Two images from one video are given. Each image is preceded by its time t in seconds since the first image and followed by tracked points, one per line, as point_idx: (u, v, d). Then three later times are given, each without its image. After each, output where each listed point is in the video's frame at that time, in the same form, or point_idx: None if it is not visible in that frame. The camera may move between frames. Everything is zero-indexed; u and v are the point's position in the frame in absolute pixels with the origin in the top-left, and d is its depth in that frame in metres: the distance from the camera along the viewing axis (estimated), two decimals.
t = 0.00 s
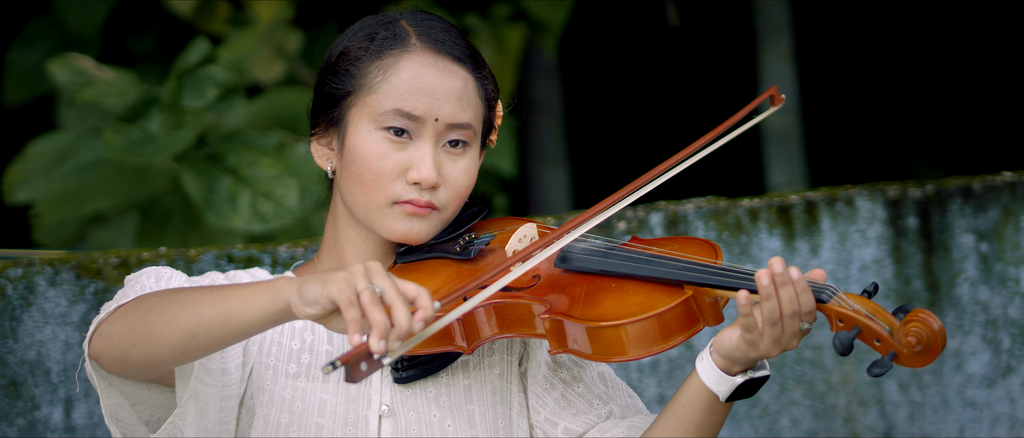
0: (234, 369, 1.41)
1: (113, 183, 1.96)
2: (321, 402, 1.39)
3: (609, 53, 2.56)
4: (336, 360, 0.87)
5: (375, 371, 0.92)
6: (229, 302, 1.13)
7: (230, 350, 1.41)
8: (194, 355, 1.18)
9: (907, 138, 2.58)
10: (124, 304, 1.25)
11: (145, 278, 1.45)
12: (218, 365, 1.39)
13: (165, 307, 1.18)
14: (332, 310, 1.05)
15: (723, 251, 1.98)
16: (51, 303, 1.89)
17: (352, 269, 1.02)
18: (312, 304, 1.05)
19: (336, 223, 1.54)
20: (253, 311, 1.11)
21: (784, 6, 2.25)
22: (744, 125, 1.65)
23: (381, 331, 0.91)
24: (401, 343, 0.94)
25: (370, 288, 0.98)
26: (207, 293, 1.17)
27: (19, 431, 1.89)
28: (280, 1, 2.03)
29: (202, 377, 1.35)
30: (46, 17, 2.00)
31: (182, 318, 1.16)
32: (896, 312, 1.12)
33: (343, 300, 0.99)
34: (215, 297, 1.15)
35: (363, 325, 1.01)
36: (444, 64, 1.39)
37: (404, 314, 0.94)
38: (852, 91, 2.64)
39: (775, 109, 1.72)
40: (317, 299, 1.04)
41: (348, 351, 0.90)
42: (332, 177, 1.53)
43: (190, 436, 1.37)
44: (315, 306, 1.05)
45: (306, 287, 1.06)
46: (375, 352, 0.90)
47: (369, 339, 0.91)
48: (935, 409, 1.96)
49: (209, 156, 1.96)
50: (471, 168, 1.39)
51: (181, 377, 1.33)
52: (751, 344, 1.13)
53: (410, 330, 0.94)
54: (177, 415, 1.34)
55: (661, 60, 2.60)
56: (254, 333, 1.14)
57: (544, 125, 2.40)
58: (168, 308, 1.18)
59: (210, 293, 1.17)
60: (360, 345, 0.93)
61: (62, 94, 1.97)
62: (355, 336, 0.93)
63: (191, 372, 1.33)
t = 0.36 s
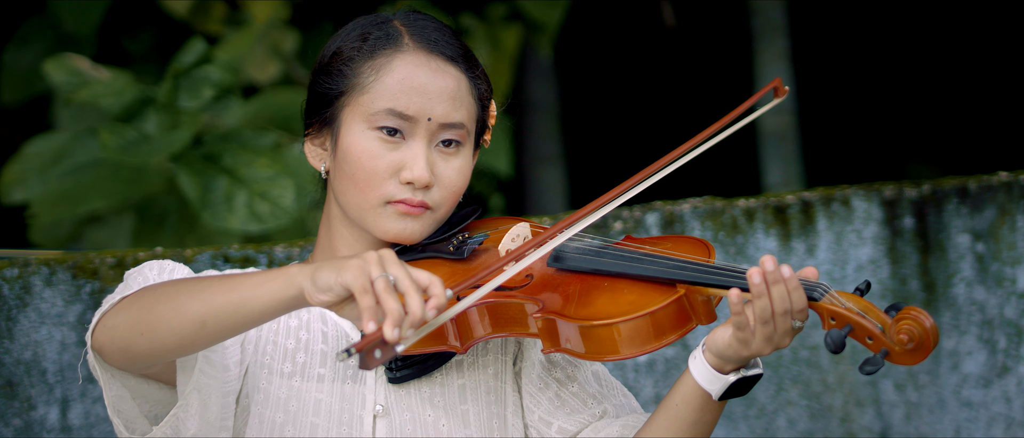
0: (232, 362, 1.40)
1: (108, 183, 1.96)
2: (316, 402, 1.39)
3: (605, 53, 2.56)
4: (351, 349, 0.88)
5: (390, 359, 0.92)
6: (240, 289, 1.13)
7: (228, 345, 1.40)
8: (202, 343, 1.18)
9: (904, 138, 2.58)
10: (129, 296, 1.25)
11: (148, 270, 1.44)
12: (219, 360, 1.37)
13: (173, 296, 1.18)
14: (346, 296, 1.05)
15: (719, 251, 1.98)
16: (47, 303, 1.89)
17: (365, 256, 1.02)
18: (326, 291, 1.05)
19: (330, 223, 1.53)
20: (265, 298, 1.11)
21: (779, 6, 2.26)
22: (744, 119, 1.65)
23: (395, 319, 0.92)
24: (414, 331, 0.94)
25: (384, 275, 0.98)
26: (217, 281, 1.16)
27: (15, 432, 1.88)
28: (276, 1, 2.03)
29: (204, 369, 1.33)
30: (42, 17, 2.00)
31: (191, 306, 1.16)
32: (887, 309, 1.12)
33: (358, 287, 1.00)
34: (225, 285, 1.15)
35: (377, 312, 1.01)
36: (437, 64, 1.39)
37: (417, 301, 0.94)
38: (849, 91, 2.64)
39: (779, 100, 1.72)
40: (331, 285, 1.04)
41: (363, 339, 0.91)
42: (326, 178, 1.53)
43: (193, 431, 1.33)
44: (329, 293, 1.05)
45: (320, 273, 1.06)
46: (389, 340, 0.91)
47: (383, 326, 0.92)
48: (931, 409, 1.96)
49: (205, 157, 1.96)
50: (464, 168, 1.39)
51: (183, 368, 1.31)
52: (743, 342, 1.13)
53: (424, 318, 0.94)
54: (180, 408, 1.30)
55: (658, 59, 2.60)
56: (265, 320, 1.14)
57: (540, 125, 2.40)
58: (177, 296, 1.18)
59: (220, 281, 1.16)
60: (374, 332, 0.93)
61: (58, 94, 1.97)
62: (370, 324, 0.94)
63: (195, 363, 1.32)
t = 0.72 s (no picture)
0: (228, 353, 1.38)
1: (101, 185, 1.95)
2: (306, 403, 1.38)
3: (599, 54, 2.56)
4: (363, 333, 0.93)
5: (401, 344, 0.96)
6: (248, 275, 1.13)
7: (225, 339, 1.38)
8: (208, 330, 1.17)
9: (897, 139, 2.58)
10: (131, 285, 1.24)
11: (149, 261, 1.42)
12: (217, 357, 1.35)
13: (177, 282, 1.18)
14: (356, 283, 1.06)
15: (711, 252, 1.98)
16: (38, 305, 1.89)
17: (377, 243, 1.04)
18: (336, 276, 1.06)
19: (320, 226, 1.53)
20: (274, 283, 1.12)
21: (771, 8, 2.26)
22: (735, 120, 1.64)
23: (406, 306, 0.95)
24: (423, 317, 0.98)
25: (396, 262, 1.01)
26: (223, 268, 1.17)
27: (7, 433, 1.88)
28: (268, 3, 2.03)
29: (204, 360, 1.33)
30: (34, 19, 2.00)
31: (197, 291, 1.15)
32: (875, 310, 1.12)
33: (369, 273, 1.01)
34: (232, 271, 1.15)
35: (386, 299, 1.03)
36: (425, 66, 1.39)
37: (428, 289, 0.97)
38: (842, 92, 2.64)
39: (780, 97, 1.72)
40: (343, 270, 1.05)
41: (373, 325, 0.95)
42: (315, 180, 1.53)
43: (192, 422, 1.34)
44: (340, 278, 1.06)
45: (331, 258, 1.07)
46: (399, 326, 0.94)
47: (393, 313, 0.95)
48: (923, 411, 1.96)
49: (197, 158, 1.96)
50: (453, 169, 1.39)
51: (184, 357, 1.31)
52: (731, 343, 1.13)
53: (433, 305, 0.98)
54: (179, 399, 1.31)
55: (651, 60, 2.60)
56: (274, 306, 1.14)
57: (533, 127, 2.41)
58: (182, 283, 1.17)
59: (227, 267, 1.17)
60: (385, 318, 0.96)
61: (50, 96, 1.97)
62: (381, 310, 0.96)
63: (195, 353, 1.32)
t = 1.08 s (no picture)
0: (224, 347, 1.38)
1: (92, 187, 1.95)
2: (295, 405, 1.37)
3: (591, 56, 2.56)
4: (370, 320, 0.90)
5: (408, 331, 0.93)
6: (256, 260, 1.12)
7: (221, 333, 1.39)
8: (214, 317, 1.16)
9: (890, 141, 2.59)
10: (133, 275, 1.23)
11: (148, 253, 1.40)
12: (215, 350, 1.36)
13: (182, 269, 1.16)
14: (365, 270, 1.04)
15: (702, 255, 1.99)
16: (30, 308, 1.89)
17: (386, 230, 1.03)
18: (345, 262, 1.04)
19: (308, 229, 1.53)
20: (282, 269, 1.10)
21: (762, 10, 2.26)
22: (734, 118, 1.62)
23: (415, 293, 0.93)
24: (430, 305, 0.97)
25: (405, 250, 1.00)
26: (229, 254, 1.15)
27: None
28: (259, 5, 2.04)
29: (203, 351, 1.34)
30: (25, 22, 2.01)
31: (203, 277, 1.13)
32: (861, 312, 1.12)
33: (378, 260, 0.99)
34: (237, 258, 1.14)
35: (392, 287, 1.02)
36: (411, 69, 1.39)
37: (436, 277, 0.97)
38: (834, 93, 2.64)
39: (781, 95, 1.70)
40: (352, 257, 1.03)
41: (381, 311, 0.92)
42: (303, 185, 1.53)
43: (190, 413, 1.33)
44: (348, 264, 1.04)
45: (340, 244, 1.05)
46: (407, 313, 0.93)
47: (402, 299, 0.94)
48: (914, 413, 1.96)
49: (189, 161, 1.96)
50: (440, 172, 1.39)
51: (184, 347, 1.31)
52: (718, 346, 1.13)
53: (441, 293, 0.97)
54: (177, 390, 1.31)
55: (643, 63, 2.60)
56: (281, 292, 1.13)
57: (525, 129, 2.41)
58: (187, 270, 1.16)
59: (233, 253, 1.15)
60: (393, 306, 0.95)
61: (41, 99, 1.97)
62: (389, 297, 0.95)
63: (194, 344, 1.32)
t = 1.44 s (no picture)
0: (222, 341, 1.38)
1: (87, 187, 1.95)
2: (288, 405, 1.37)
3: (587, 56, 2.56)
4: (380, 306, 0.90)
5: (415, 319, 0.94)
6: (264, 248, 1.11)
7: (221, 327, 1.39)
8: (222, 305, 1.15)
9: (886, 140, 2.59)
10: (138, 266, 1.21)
11: (151, 245, 1.40)
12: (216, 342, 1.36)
13: (190, 258, 1.15)
14: (374, 257, 1.05)
15: (698, 255, 1.99)
16: (25, 307, 1.89)
17: (396, 219, 1.04)
18: (355, 249, 1.04)
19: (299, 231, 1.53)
20: (291, 256, 1.09)
21: (758, 11, 2.26)
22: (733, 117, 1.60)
23: (424, 280, 0.94)
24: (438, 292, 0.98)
25: (416, 238, 1.00)
26: (236, 243, 1.14)
27: None
28: (254, 6, 2.04)
29: (205, 343, 1.33)
30: (20, 22, 2.00)
31: (211, 266, 1.12)
32: (851, 312, 1.12)
33: (389, 247, 1.00)
34: (246, 246, 1.12)
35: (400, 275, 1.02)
36: (400, 70, 1.38)
37: (445, 265, 0.98)
38: (830, 93, 2.63)
39: (781, 92, 1.68)
40: (362, 243, 1.03)
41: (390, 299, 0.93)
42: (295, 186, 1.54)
43: (192, 405, 1.33)
44: (358, 251, 1.04)
45: (350, 232, 1.06)
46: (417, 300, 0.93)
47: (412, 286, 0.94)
48: (910, 413, 1.96)
49: (184, 161, 1.96)
50: (431, 172, 1.39)
51: (185, 340, 1.30)
52: (707, 347, 1.13)
53: (450, 281, 0.98)
54: (181, 381, 1.31)
55: (639, 63, 2.60)
56: (289, 280, 1.12)
57: (521, 130, 2.41)
58: (194, 258, 1.14)
59: (241, 241, 1.14)
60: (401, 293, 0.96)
61: (36, 99, 1.97)
62: (398, 284, 0.96)
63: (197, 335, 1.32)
